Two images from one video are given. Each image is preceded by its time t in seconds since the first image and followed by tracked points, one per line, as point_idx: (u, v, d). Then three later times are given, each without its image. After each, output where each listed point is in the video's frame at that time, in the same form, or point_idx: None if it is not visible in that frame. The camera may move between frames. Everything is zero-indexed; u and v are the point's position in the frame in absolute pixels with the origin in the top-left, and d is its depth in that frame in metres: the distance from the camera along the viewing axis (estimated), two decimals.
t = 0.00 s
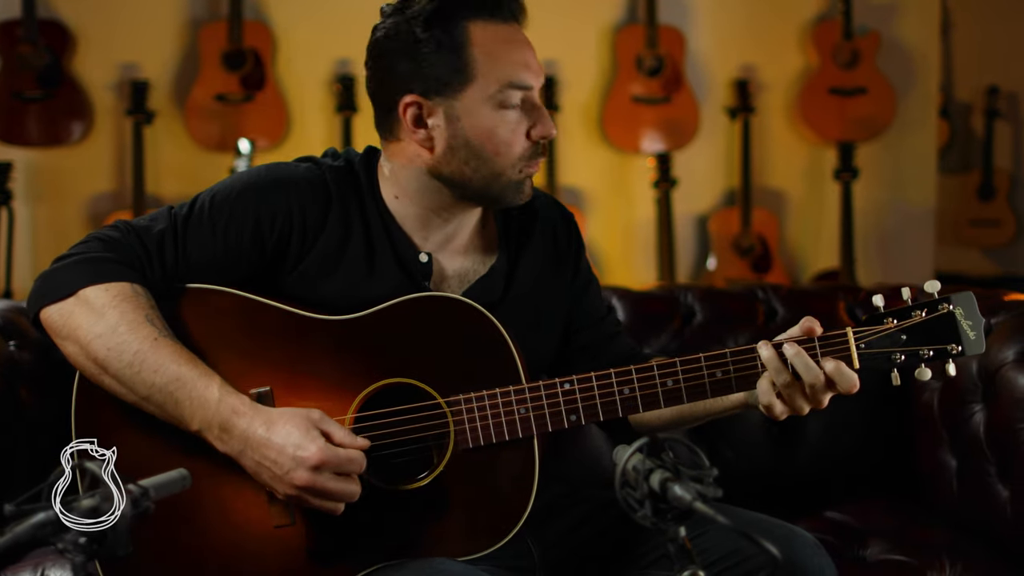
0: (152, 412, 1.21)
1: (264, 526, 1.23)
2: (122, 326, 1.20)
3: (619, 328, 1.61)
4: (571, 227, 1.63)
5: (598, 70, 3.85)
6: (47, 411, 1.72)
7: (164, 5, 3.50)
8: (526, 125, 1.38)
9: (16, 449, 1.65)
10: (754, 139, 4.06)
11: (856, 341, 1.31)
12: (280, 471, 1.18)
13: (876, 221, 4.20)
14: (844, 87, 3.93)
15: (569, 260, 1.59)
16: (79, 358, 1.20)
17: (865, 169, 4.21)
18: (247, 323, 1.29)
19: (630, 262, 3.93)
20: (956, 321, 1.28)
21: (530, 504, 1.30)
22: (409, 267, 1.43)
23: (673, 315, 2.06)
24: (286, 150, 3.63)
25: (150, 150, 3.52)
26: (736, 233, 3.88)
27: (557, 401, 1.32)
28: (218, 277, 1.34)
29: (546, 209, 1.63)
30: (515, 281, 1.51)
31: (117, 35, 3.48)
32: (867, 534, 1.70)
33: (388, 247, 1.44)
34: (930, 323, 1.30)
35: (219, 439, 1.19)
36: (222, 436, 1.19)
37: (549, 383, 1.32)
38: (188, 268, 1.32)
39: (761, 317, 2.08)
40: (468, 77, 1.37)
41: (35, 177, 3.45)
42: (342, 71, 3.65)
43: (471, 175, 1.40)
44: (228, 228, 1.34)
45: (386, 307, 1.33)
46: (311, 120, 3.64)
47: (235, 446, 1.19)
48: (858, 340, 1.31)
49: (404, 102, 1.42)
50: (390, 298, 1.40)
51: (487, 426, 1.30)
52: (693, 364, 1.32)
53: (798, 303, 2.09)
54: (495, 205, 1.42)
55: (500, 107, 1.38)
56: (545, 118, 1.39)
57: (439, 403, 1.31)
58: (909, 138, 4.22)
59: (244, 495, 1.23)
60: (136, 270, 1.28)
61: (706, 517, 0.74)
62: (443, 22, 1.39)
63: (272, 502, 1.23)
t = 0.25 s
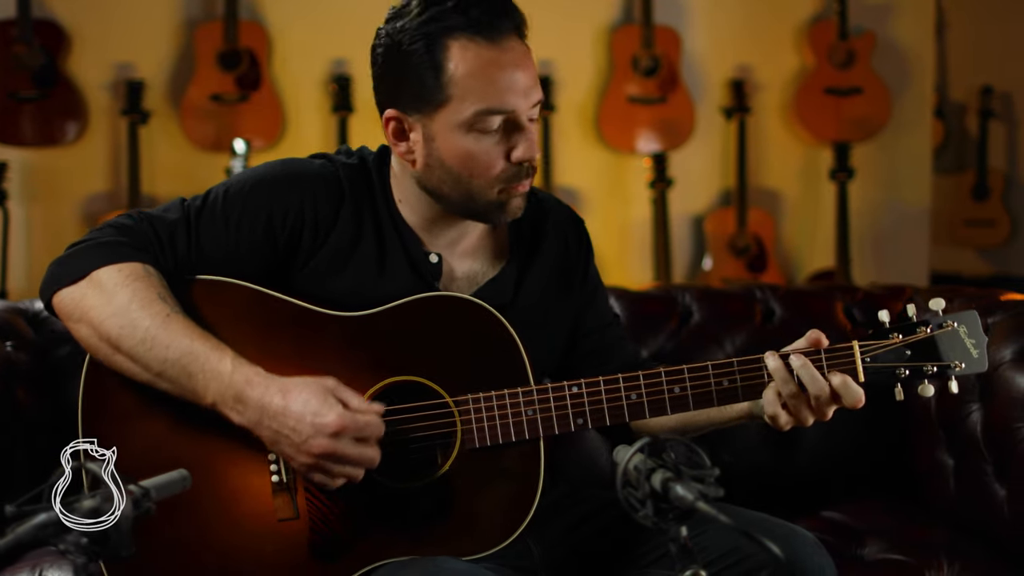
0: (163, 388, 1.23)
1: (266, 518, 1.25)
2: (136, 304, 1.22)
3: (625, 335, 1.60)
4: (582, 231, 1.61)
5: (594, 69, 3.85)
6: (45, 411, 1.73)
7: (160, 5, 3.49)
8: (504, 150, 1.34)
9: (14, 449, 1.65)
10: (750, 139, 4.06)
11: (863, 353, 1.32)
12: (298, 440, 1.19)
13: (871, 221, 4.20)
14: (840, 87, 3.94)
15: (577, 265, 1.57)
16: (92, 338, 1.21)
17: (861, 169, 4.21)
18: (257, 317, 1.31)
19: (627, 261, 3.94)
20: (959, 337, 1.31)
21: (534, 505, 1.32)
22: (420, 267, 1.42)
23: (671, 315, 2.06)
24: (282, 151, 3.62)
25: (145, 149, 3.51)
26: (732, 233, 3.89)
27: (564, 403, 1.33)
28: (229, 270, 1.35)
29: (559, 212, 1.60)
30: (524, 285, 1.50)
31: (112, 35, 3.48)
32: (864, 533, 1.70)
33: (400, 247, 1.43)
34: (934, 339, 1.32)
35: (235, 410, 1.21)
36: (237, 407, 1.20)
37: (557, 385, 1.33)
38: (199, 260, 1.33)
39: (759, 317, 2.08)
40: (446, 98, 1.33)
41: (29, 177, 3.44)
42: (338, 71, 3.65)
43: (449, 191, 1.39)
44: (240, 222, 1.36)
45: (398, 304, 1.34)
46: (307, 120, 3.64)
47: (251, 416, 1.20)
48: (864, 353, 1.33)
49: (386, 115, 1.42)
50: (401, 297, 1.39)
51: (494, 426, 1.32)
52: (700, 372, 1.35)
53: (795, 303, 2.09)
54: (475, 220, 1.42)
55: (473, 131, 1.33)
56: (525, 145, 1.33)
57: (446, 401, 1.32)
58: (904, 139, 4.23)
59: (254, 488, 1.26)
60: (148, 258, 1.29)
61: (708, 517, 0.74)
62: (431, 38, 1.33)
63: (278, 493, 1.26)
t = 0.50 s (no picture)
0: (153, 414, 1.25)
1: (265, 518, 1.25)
2: (132, 328, 1.24)
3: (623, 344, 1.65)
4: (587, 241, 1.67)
5: (591, 68, 3.83)
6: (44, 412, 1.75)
7: (156, 5, 3.49)
8: (562, 167, 1.43)
9: (12, 450, 1.65)
10: (746, 140, 4.07)
11: (872, 362, 1.44)
12: (250, 509, 1.19)
13: (867, 221, 4.21)
14: (836, 87, 3.95)
15: (581, 273, 1.63)
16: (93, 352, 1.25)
17: (857, 169, 4.22)
18: (261, 315, 1.33)
19: (624, 262, 3.94)
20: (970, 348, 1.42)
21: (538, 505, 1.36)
22: (432, 269, 1.47)
23: (668, 315, 2.06)
24: (278, 151, 3.61)
25: (141, 150, 3.50)
26: (729, 234, 3.89)
27: (569, 409, 1.40)
28: (242, 269, 1.38)
29: (567, 223, 1.67)
30: (528, 291, 1.56)
31: (109, 34, 3.47)
32: (863, 533, 1.71)
33: (414, 250, 1.48)
34: (943, 349, 1.44)
35: (209, 458, 1.22)
36: (208, 456, 1.22)
37: (563, 391, 1.40)
38: (213, 261, 1.35)
39: (757, 317, 2.08)
40: (515, 113, 1.40)
41: (25, 177, 3.43)
42: (334, 71, 3.65)
43: (502, 203, 1.46)
44: (256, 224, 1.37)
45: (400, 308, 1.38)
46: (303, 120, 3.63)
47: (220, 468, 1.21)
48: (873, 362, 1.45)
49: (444, 125, 1.46)
50: (408, 297, 1.44)
51: (499, 430, 1.37)
52: (707, 381, 1.44)
53: (793, 303, 2.09)
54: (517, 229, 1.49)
55: (535, 148, 1.42)
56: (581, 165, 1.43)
57: (451, 405, 1.37)
58: (899, 138, 4.23)
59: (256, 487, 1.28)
60: (159, 261, 1.31)
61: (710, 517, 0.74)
62: (499, 55, 1.40)
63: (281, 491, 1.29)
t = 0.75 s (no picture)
0: (188, 371, 1.28)
1: (278, 508, 1.31)
2: (161, 287, 1.26)
3: (632, 353, 1.67)
4: (602, 251, 1.68)
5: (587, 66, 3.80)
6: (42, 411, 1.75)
7: (152, 5, 3.48)
8: (537, 168, 1.41)
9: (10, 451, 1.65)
10: (742, 140, 4.07)
11: (878, 378, 1.46)
12: (321, 431, 1.26)
13: (863, 221, 4.22)
14: (832, 87, 3.96)
15: (594, 282, 1.65)
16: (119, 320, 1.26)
17: (853, 169, 4.23)
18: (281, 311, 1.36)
19: (621, 262, 3.94)
20: (972, 368, 1.44)
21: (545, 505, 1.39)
22: (443, 271, 1.50)
23: (667, 315, 2.06)
24: (274, 151, 3.61)
25: (137, 149, 3.50)
26: (725, 234, 3.90)
27: (581, 412, 1.42)
28: (257, 257, 1.41)
29: (582, 230, 1.67)
30: (539, 298, 1.58)
31: (104, 34, 3.46)
32: (862, 532, 1.71)
33: (426, 247, 1.51)
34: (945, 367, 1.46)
35: (259, 397, 1.26)
36: (260, 395, 1.26)
37: (577, 393, 1.42)
38: (225, 247, 1.39)
39: (755, 317, 2.09)
40: (491, 104, 1.41)
41: (20, 177, 3.42)
42: (331, 71, 3.65)
43: (475, 195, 1.46)
44: (269, 215, 1.41)
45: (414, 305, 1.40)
46: (299, 120, 3.63)
47: (274, 405, 1.26)
48: (879, 378, 1.47)
49: (434, 110, 1.49)
50: (424, 296, 1.47)
51: (510, 429, 1.39)
52: (718, 390, 1.46)
53: (791, 303, 2.09)
54: (500, 230, 1.48)
55: (512, 145, 1.40)
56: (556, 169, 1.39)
57: (465, 403, 1.39)
58: (895, 139, 4.24)
59: (265, 478, 1.31)
60: (177, 240, 1.34)
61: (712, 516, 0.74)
62: (492, 48, 1.41)
63: (290, 484, 1.31)
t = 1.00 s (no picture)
0: (188, 367, 1.28)
1: (282, 507, 1.31)
2: (167, 281, 1.26)
3: (633, 357, 1.69)
4: (603, 254, 1.70)
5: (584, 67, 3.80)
6: (41, 411, 1.75)
7: (148, 5, 3.48)
8: (541, 184, 1.40)
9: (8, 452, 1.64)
10: (739, 140, 4.08)
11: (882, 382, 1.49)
12: (322, 428, 1.25)
13: (859, 221, 4.22)
14: (828, 88, 3.96)
15: (595, 285, 1.67)
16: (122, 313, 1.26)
17: (849, 169, 4.24)
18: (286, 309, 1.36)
19: (618, 262, 3.94)
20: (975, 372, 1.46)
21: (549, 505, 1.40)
22: (450, 271, 1.51)
23: (665, 315, 2.06)
24: (271, 151, 3.61)
25: (133, 150, 3.49)
26: (722, 234, 3.90)
27: (585, 411, 1.44)
28: (265, 257, 1.41)
29: (585, 234, 1.69)
30: (543, 300, 1.60)
31: (100, 35, 3.46)
32: (861, 532, 1.71)
33: (433, 246, 1.51)
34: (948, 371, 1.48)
35: (258, 391, 1.26)
36: (258, 391, 1.26)
37: (581, 393, 1.43)
38: (231, 243, 1.39)
39: (753, 317, 2.09)
40: (516, 110, 1.41)
41: (15, 177, 3.41)
42: (327, 71, 3.64)
43: (481, 195, 1.46)
44: (277, 213, 1.42)
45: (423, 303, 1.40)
46: (296, 120, 3.62)
47: (273, 400, 1.25)
48: (883, 382, 1.50)
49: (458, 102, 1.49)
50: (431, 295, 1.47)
51: (513, 429, 1.40)
52: (721, 393, 1.49)
53: (789, 302, 2.10)
54: (494, 237, 1.49)
55: (524, 154, 1.40)
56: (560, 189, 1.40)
57: (468, 401, 1.40)
58: (891, 139, 4.25)
59: (268, 476, 1.31)
60: (184, 237, 1.34)
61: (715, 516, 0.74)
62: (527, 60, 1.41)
63: (293, 482, 1.31)
